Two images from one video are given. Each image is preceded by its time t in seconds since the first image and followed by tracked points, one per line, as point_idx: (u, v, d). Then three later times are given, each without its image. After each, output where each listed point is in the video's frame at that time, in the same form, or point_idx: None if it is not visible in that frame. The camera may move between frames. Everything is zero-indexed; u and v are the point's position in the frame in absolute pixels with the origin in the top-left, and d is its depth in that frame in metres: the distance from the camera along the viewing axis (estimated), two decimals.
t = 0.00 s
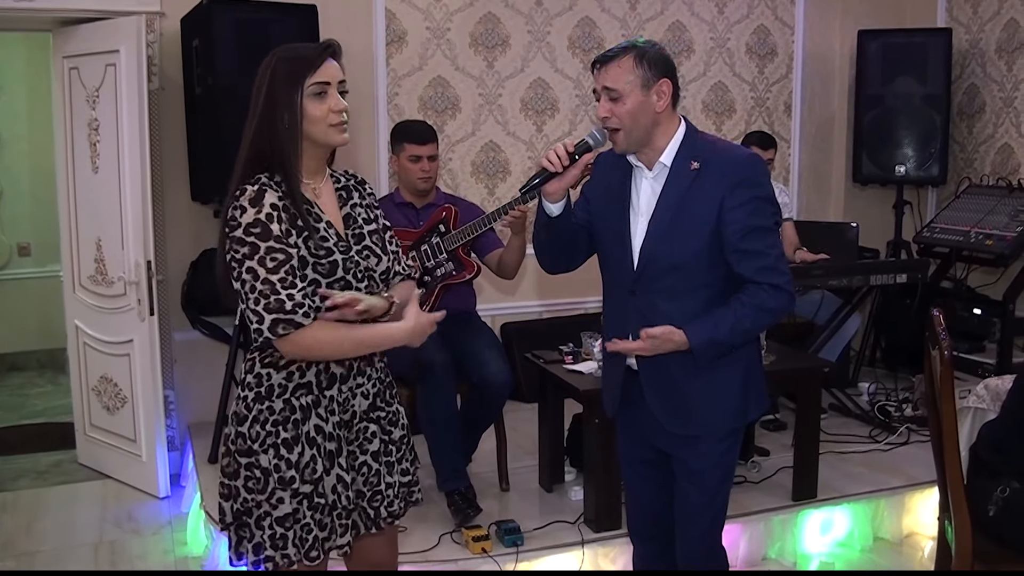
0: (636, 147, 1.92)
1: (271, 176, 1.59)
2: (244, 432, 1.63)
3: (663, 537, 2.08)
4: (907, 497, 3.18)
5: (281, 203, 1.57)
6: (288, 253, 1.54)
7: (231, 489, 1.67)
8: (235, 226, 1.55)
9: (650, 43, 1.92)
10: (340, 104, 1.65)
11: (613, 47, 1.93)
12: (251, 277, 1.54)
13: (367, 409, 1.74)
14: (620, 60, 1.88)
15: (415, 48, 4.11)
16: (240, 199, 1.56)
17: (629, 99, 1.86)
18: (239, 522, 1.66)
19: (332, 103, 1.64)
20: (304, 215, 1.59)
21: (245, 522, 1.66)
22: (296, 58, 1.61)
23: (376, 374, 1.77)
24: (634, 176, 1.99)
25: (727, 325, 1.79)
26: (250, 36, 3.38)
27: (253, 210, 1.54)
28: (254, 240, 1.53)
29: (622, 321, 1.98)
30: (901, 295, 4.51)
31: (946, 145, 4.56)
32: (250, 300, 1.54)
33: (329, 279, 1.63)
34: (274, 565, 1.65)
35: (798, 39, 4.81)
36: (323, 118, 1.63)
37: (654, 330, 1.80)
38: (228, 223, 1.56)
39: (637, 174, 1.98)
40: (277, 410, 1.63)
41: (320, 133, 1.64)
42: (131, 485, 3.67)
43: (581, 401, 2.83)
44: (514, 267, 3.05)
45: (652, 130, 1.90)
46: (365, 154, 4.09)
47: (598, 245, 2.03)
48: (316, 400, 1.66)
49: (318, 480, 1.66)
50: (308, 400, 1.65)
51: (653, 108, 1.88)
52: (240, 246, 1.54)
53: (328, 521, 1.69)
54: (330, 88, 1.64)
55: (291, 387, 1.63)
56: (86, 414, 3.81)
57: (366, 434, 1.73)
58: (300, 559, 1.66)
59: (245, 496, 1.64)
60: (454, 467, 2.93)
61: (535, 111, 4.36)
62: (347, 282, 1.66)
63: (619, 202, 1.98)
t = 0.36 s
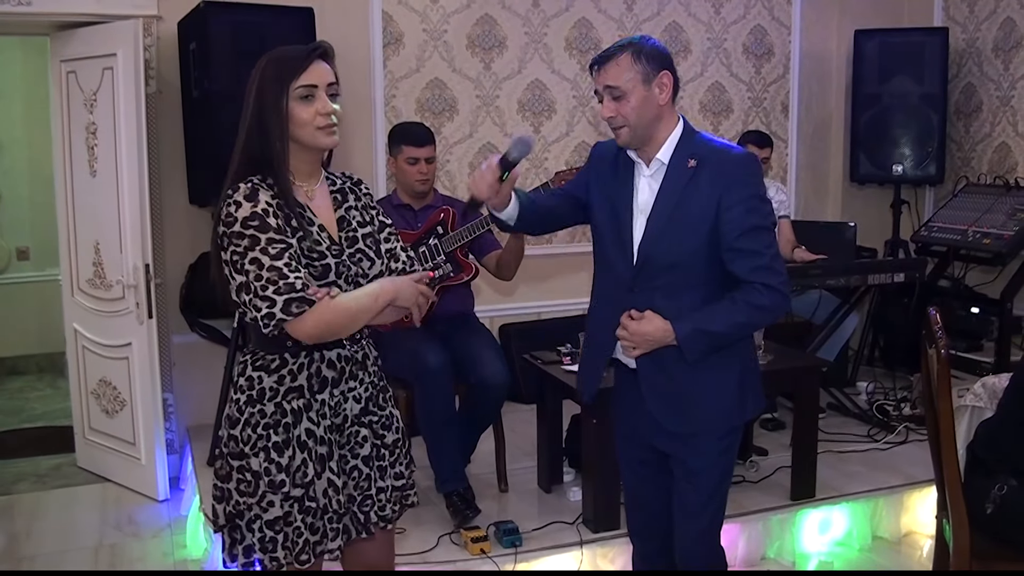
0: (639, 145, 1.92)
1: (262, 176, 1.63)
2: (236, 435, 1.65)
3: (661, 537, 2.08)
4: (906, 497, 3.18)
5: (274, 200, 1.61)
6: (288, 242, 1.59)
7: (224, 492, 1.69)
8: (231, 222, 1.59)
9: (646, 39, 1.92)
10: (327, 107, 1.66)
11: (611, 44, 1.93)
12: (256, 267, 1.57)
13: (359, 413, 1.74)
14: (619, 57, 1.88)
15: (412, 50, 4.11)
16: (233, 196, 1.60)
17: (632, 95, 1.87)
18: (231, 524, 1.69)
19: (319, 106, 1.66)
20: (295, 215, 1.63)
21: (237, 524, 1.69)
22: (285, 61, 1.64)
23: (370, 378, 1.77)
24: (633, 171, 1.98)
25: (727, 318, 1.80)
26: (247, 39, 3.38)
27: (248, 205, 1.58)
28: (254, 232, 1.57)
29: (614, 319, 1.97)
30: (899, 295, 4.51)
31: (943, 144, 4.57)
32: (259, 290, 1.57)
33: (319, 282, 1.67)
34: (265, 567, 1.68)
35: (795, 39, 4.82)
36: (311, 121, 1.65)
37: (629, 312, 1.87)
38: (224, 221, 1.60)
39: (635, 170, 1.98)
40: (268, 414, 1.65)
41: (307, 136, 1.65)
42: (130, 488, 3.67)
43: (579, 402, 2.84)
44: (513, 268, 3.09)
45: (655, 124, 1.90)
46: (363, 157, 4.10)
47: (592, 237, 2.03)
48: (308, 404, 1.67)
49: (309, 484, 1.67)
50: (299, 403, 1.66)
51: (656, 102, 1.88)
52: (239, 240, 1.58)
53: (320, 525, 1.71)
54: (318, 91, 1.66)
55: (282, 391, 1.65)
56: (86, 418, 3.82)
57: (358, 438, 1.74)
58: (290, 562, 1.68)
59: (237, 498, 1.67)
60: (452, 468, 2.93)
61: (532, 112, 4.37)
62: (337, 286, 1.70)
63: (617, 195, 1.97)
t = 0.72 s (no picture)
0: (636, 144, 1.92)
1: (256, 174, 1.64)
2: (233, 434, 1.66)
3: (657, 537, 2.08)
4: (902, 495, 3.18)
5: (270, 195, 1.61)
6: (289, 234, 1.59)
7: (220, 492, 1.69)
8: (229, 217, 1.59)
9: (649, 39, 1.93)
10: (316, 104, 1.66)
11: (612, 43, 1.93)
12: (260, 256, 1.56)
13: (355, 413, 1.74)
14: (621, 55, 1.89)
15: (409, 50, 4.12)
16: (231, 192, 1.60)
17: (633, 94, 1.87)
18: (227, 524, 1.69)
19: (304, 104, 1.65)
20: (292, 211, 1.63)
21: (233, 524, 1.69)
22: (275, 59, 1.65)
23: (366, 378, 1.77)
24: (629, 177, 1.99)
25: (734, 317, 1.80)
26: (245, 39, 3.39)
27: (247, 200, 1.58)
28: (255, 225, 1.57)
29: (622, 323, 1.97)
30: (895, 294, 4.51)
31: (940, 143, 4.57)
32: (263, 279, 1.56)
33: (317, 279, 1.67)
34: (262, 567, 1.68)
35: (792, 39, 4.83)
36: (295, 119, 1.64)
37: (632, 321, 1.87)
38: (222, 216, 1.60)
39: (633, 175, 1.98)
40: (265, 413, 1.65)
41: (294, 135, 1.65)
42: (128, 488, 3.67)
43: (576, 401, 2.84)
44: (506, 270, 3.07)
45: (653, 125, 1.90)
46: (360, 157, 4.10)
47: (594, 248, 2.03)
48: (304, 403, 1.67)
49: (306, 484, 1.68)
50: (296, 403, 1.67)
51: (656, 103, 1.89)
52: (240, 233, 1.58)
53: (316, 524, 1.71)
54: (303, 89, 1.66)
55: (278, 390, 1.66)
56: (83, 418, 3.82)
57: (354, 437, 1.74)
58: (286, 562, 1.68)
59: (233, 498, 1.67)
60: (449, 468, 2.93)
61: (529, 112, 4.37)
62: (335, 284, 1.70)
63: (616, 199, 1.97)
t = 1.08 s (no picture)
0: (626, 145, 1.93)
1: (252, 173, 1.63)
2: (230, 434, 1.66)
3: (650, 537, 2.09)
4: (897, 496, 3.19)
5: (264, 196, 1.61)
6: (279, 240, 1.59)
7: (217, 492, 1.68)
8: (221, 221, 1.59)
9: (639, 41, 1.93)
10: (313, 104, 1.67)
11: (602, 45, 1.93)
12: (247, 266, 1.58)
13: (353, 411, 1.75)
14: (610, 59, 1.89)
15: (405, 51, 4.12)
16: (224, 194, 1.60)
17: (623, 97, 1.87)
18: (224, 524, 1.69)
19: (300, 103, 1.66)
20: (285, 213, 1.63)
21: (230, 524, 1.68)
22: (269, 59, 1.65)
23: (362, 375, 1.78)
24: (619, 176, 1.99)
25: (726, 318, 1.80)
26: (241, 39, 3.39)
27: (239, 204, 1.58)
28: (245, 231, 1.58)
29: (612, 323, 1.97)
30: (892, 295, 4.53)
31: (935, 145, 4.58)
32: (249, 290, 1.58)
33: (312, 279, 1.67)
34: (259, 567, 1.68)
35: (788, 40, 4.83)
36: (290, 117, 1.65)
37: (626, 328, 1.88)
38: (213, 219, 1.60)
39: (623, 174, 1.99)
40: (263, 413, 1.65)
41: (288, 134, 1.66)
42: (123, 489, 3.67)
43: (571, 402, 2.84)
44: (488, 283, 3.13)
45: (642, 129, 1.91)
46: (356, 157, 4.10)
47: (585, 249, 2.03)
48: (302, 402, 1.68)
49: (304, 483, 1.68)
50: (293, 402, 1.67)
51: (646, 106, 1.89)
52: (230, 239, 1.58)
53: (314, 523, 1.72)
54: (300, 88, 1.67)
55: (276, 390, 1.66)
56: (78, 418, 3.81)
57: (352, 435, 1.75)
58: (284, 561, 1.68)
59: (230, 498, 1.67)
60: (444, 468, 2.93)
61: (525, 113, 4.38)
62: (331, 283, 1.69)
63: (605, 199, 1.98)
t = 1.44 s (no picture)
0: (612, 147, 1.94)
1: (248, 177, 1.64)
2: (227, 434, 1.66)
3: (640, 537, 2.09)
4: (890, 496, 3.20)
5: (258, 202, 1.61)
6: (272, 248, 1.59)
7: (214, 491, 1.69)
8: (214, 227, 1.59)
9: (625, 44, 1.93)
10: (310, 106, 1.66)
11: (588, 49, 1.94)
12: (240, 273, 1.58)
13: (350, 410, 1.75)
14: (596, 63, 1.89)
15: (398, 52, 4.12)
16: (218, 200, 1.60)
17: (607, 101, 1.88)
18: (221, 524, 1.69)
19: (302, 104, 1.66)
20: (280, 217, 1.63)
21: (227, 523, 1.68)
22: (270, 62, 1.64)
23: (359, 374, 1.78)
24: (608, 175, 2.00)
25: (712, 317, 1.80)
26: (234, 40, 3.38)
27: (232, 210, 1.58)
28: (238, 238, 1.58)
29: (597, 323, 1.98)
30: (884, 296, 4.52)
31: (927, 146, 4.59)
32: (241, 297, 1.59)
33: (307, 280, 1.68)
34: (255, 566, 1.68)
35: (781, 41, 4.85)
36: (291, 119, 1.65)
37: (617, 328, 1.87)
38: (207, 224, 1.60)
39: (611, 173, 2.00)
40: (259, 413, 1.65)
41: (287, 135, 1.66)
42: (116, 490, 3.66)
43: (564, 402, 2.85)
44: (484, 279, 3.17)
45: (628, 132, 1.92)
46: (349, 158, 4.10)
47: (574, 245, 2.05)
48: (299, 402, 1.68)
49: (302, 482, 1.68)
50: (290, 402, 1.67)
51: (631, 109, 1.90)
52: (224, 246, 1.59)
53: (311, 522, 1.72)
54: (302, 89, 1.67)
55: (273, 390, 1.66)
56: (71, 420, 3.81)
57: (349, 434, 1.75)
58: (281, 561, 1.68)
59: (227, 497, 1.67)
60: (436, 469, 2.93)
61: (518, 114, 4.38)
62: (325, 284, 1.71)
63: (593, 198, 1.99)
